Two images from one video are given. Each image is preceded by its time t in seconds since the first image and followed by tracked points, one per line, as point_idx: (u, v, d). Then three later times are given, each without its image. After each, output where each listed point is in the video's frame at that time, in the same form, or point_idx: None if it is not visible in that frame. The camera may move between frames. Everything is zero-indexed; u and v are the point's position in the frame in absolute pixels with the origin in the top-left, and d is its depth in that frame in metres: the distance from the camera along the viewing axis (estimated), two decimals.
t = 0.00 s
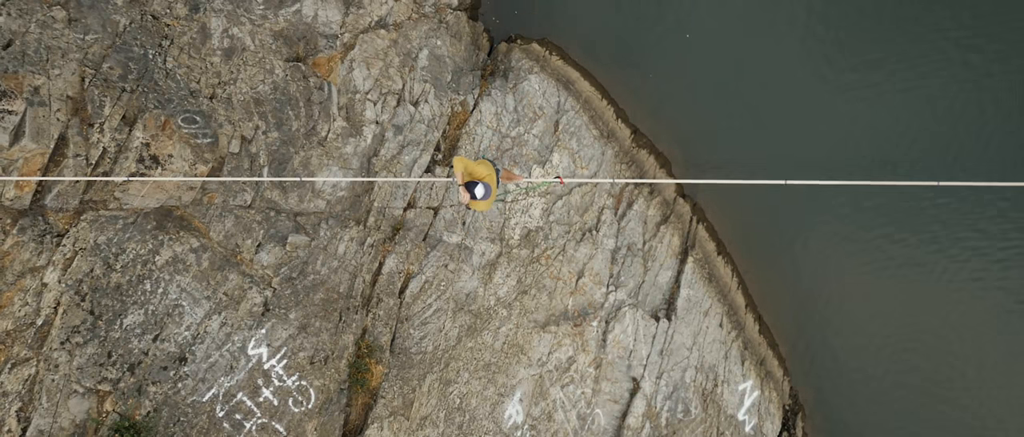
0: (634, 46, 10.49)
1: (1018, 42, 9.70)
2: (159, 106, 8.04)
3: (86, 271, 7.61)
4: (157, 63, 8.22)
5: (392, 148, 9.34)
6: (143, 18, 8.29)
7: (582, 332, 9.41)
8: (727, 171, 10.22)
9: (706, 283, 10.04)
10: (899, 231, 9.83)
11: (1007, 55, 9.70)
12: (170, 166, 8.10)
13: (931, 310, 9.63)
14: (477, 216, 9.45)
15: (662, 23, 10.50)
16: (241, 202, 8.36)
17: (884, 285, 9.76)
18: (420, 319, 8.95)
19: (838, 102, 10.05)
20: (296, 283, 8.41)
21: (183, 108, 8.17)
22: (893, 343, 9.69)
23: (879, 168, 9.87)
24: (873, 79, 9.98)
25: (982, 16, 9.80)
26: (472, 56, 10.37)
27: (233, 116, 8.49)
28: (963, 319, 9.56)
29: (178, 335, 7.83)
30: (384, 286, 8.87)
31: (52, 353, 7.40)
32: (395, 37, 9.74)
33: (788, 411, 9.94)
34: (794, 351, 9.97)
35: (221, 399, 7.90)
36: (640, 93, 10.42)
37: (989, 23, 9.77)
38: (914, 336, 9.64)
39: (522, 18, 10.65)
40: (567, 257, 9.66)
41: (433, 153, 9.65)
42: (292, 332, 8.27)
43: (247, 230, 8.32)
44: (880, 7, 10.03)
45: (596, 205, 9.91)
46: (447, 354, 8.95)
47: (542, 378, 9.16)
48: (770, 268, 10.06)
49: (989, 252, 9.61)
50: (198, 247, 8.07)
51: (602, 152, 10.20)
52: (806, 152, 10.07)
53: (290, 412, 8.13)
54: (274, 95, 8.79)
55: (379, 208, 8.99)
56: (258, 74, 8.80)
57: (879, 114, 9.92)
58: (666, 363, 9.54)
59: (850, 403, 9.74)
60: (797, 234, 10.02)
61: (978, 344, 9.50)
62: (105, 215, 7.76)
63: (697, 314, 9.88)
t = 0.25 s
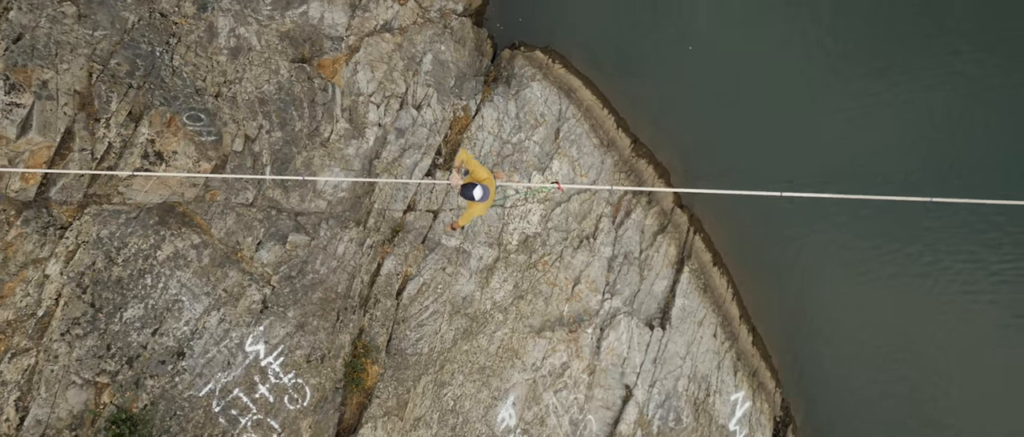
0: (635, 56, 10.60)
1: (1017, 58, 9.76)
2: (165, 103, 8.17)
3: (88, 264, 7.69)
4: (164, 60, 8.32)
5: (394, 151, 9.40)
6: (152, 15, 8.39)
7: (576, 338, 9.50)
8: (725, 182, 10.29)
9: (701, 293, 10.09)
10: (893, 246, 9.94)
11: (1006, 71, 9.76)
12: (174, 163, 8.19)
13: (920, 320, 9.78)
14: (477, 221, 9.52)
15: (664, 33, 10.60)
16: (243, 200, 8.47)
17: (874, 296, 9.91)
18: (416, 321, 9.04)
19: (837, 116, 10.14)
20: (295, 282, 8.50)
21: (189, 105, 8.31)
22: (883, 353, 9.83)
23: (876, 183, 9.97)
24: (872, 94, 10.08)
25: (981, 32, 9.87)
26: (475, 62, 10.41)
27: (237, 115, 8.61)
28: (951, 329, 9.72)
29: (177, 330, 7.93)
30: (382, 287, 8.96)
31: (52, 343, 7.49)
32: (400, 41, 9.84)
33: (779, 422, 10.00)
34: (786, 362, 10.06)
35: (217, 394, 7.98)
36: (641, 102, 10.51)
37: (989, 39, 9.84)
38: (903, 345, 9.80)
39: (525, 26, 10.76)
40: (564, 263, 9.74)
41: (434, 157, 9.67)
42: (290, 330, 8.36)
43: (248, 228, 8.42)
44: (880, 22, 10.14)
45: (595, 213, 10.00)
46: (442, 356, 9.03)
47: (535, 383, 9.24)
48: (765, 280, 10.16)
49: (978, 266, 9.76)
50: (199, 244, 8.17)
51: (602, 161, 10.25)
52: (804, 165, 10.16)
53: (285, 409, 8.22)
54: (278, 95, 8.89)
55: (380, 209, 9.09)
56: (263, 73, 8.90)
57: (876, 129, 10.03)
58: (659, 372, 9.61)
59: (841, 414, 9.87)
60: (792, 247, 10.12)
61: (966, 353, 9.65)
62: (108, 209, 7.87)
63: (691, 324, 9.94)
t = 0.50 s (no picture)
0: (636, 67, 10.67)
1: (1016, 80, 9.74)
2: (168, 100, 8.26)
3: (88, 257, 7.79)
4: (169, 58, 8.42)
5: (393, 154, 9.49)
6: (158, 13, 8.50)
7: (569, 345, 9.58)
8: (721, 195, 10.38)
9: (694, 303, 10.19)
10: (888, 262, 9.99)
11: (1004, 94, 9.76)
12: (176, 159, 8.30)
13: (909, 333, 9.86)
14: (473, 225, 9.65)
15: (665, 46, 10.70)
16: (243, 198, 8.55)
17: (864, 310, 9.98)
18: (411, 323, 9.13)
19: (834, 132, 10.17)
20: (291, 281, 8.58)
21: (192, 103, 8.38)
22: (873, 366, 9.91)
23: (871, 201, 10.01)
24: (870, 111, 10.11)
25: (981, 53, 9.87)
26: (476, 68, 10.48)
27: (240, 113, 8.70)
28: (939, 341, 9.80)
29: (174, 325, 8.02)
30: (378, 288, 9.03)
31: (50, 335, 7.59)
32: (402, 45, 9.91)
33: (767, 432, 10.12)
34: (777, 374, 10.16)
35: (212, 389, 8.07)
36: (640, 114, 10.59)
37: (989, 61, 9.83)
38: (892, 359, 9.88)
39: (527, 34, 10.85)
40: (559, 270, 9.83)
41: (433, 161, 9.74)
42: (286, 328, 8.44)
43: (247, 226, 8.52)
44: (880, 40, 10.16)
45: (591, 220, 10.07)
46: (435, 358, 9.12)
47: (527, 388, 9.32)
48: (758, 293, 10.24)
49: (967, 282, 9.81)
50: (198, 240, 8.24)
51: (599, 169, 10.34)
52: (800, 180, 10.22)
53: (278, 406, 8.30)
54: (281, 95, 9.00)
55: (378, 211, 9.18)
56: (266, 73, 9.00)
57: (874, 146, 10.04)
58: (650, 380, 9.70)
59: (830, 427, 10.00)
60: (786, 260, 10.21)
61: (954, 364, 9.73)
62: (109, 203, 7.96)
63: (683, 333, 10.03)
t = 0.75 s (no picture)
0: (636, 78, 10.78)
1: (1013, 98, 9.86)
2: (171, 97, 8.34)
3: (87, 249, 7.89)
4: (173, 55, 8.52)
5: (393, 156, 9.61)
6: (164, 11, 8.59)
7: (561, 350, 9.68)
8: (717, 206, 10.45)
9: (687, 313, 10.26)
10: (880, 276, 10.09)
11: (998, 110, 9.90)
12: (178, 156, 8.37)
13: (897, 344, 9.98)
14: (470, 229, 9.71)
15: (665, 58, 10.79)
16: (242, 195, 8.66)
17: (853, 321, 10.10)
18: (405, 324, 9.22)
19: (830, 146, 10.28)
20: (288, 279, 8.68)
21: (195, 100, 8.47)
22: (862, 377, 10.03)
23: (865, 214, 10.11)
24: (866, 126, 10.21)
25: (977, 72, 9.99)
26: (478, 73, 10.58)
27: (242, 112, 8.80)
28: (928, 353, 9.92)
29: (170, 319, 8.10)
30: (373, 289, 9.14)
31: (48, 325, 7.67)
32: (405, 48, 10.02)
33: None
34: (767, 384, 10.24)
35: (205, 384, 8.14)
36: (639, 124, 10.68)
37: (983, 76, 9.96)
38: (881, 369, 10.00)
39: (530, 40, 10.96)
40: (554, 276, 9.92)
41: (432, 164, 9.88)
42: (281, 325, 8.53)
43: (245, 223, 8.62)
44: (878, 56, 10.26)
45: (587, 227, 10.16)
46: (428, 359, 9.21)
47: (518, 391, 9.40)
48: (751, 305, 10.32)
49: (957, 296, 9.92)
50: (197, 236, 8.34)
51: (597, 177, 10.39)
52: (795, 193, 10.31)
53: (271, 403, 8.37)
54: (283, 95, 9.09)
55: (376, 212, 9.29)
56: (269, 73, 9.10)
57: (870, 161, 10.13)
58: (641, 387, 9.77)
59: None
60: (778, 271, 10.32)
61: (943, 375, 9.86)
62: (110, 197, 8.05)
63: (676, 342, 10.10)
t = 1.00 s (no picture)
0: (636, 88, 10.86)
1: (1016, 112, 9.74)
2: (174, 94, 8.47)
3: (86, 242, 7.98)
4: (177, 53, 8.63)
5: (391, 158, 9.75)
6: (169, 8, 8.67)
7: (553, 355, 9.77)
8: (712, 217, 10.58)
9: (680, 322, 10.36)
10: (873, 290, 10.14)
11: (1001, 123, 9.76)
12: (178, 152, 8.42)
13: (893, 357, 10.04)
14: (466, 233, 9.78)
15: (666, 68, 10.85)
16: (242, 193, 8.69)
17: (848, 334, 10.17)
18: (399, 325, 9.30)
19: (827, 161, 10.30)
20: (284, 277, 8.80)
21: (197, 98, 8.58)
22: (857, 387, 10.11)
23: (860, 229, 10.15)
24: (865, 139, 10.18)
25: (981, 83, 9.84)
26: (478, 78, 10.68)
27: (243, 111, 8.90)
28: (920, 367, 9.98)
29: (166, 313, 8.22)
30: (369, 289, 9.21)
31: (45, 316, 7.77)
32: (407, 52, 10.05)
33: None
34: (759, 396, 10.37)
35: (199, 378, 8.26)
36: (637, 133, 10.79)
37: (985, 88, 9.82)
38: (876, 381, 10.07)
39: (532, 47, 11.07)
40: (548, 281, 10.01)
41: (430, 168, 10.00)
42: (275, 323, 8.65)
43: (243, 221, 8.71)
44: (881, 66, 10.14)
45: (582, 235, 10.24)
46: (420, 360, 9.29)
47: (509, 395, 9.50)
48: (743, 315, 10.42)
49: (949, 312, 9.91)
50: (195, 232, 8.46)
51: (593, 185, 10.53)
52: (790, 206, 10.39)
53: (264, 399, 8.49)
54: (284, 95, 9.20)
55: (373, 213, 9.34)
56: (272, 73, 9.20)
57: (867, 176, 10.15)
58: (631, 394, 9.87)
59: None
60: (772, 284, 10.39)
61: (935, 389, 9.94)
62: (110, 191, 8.12)
63: (667, 351, 10.21)
